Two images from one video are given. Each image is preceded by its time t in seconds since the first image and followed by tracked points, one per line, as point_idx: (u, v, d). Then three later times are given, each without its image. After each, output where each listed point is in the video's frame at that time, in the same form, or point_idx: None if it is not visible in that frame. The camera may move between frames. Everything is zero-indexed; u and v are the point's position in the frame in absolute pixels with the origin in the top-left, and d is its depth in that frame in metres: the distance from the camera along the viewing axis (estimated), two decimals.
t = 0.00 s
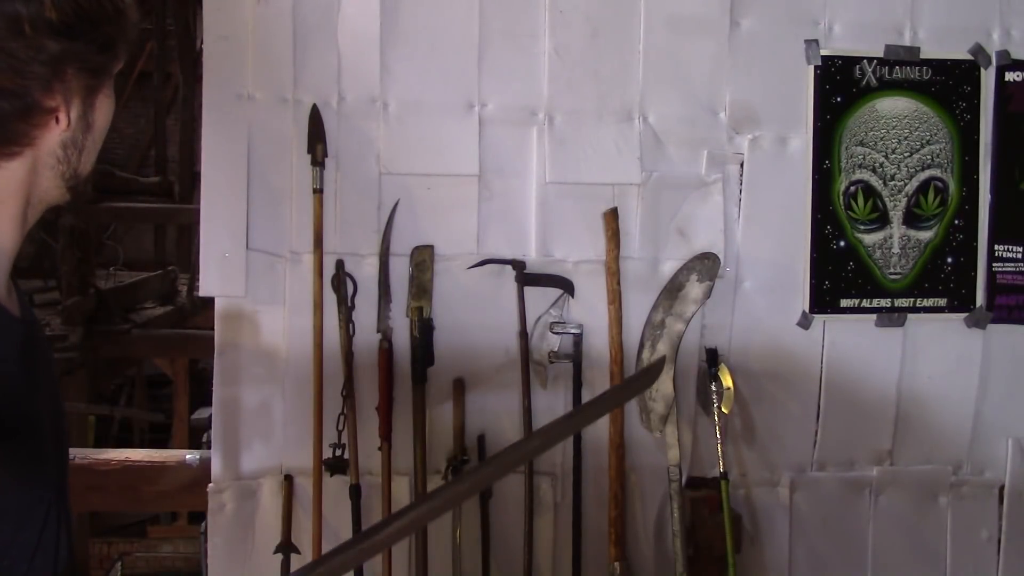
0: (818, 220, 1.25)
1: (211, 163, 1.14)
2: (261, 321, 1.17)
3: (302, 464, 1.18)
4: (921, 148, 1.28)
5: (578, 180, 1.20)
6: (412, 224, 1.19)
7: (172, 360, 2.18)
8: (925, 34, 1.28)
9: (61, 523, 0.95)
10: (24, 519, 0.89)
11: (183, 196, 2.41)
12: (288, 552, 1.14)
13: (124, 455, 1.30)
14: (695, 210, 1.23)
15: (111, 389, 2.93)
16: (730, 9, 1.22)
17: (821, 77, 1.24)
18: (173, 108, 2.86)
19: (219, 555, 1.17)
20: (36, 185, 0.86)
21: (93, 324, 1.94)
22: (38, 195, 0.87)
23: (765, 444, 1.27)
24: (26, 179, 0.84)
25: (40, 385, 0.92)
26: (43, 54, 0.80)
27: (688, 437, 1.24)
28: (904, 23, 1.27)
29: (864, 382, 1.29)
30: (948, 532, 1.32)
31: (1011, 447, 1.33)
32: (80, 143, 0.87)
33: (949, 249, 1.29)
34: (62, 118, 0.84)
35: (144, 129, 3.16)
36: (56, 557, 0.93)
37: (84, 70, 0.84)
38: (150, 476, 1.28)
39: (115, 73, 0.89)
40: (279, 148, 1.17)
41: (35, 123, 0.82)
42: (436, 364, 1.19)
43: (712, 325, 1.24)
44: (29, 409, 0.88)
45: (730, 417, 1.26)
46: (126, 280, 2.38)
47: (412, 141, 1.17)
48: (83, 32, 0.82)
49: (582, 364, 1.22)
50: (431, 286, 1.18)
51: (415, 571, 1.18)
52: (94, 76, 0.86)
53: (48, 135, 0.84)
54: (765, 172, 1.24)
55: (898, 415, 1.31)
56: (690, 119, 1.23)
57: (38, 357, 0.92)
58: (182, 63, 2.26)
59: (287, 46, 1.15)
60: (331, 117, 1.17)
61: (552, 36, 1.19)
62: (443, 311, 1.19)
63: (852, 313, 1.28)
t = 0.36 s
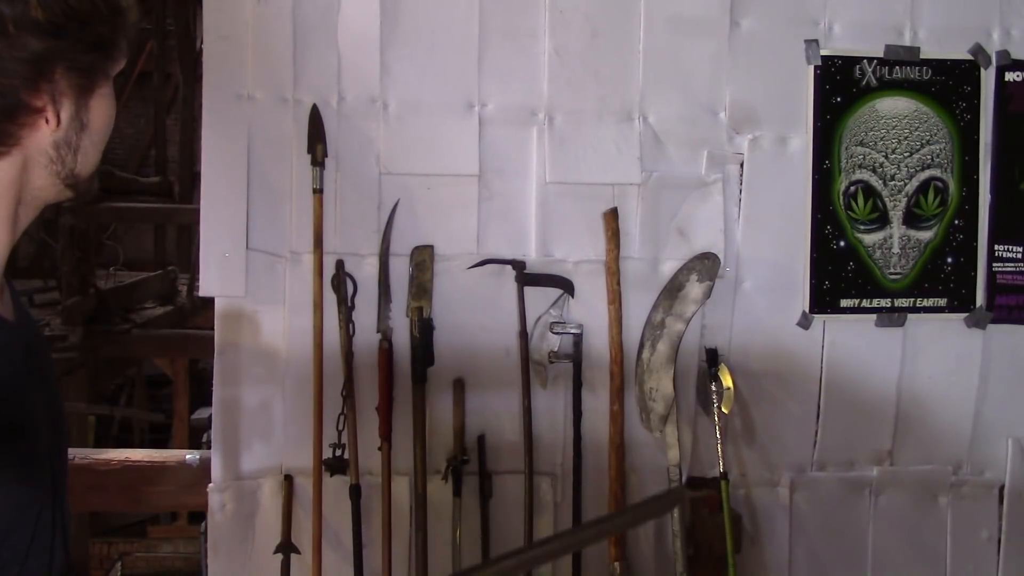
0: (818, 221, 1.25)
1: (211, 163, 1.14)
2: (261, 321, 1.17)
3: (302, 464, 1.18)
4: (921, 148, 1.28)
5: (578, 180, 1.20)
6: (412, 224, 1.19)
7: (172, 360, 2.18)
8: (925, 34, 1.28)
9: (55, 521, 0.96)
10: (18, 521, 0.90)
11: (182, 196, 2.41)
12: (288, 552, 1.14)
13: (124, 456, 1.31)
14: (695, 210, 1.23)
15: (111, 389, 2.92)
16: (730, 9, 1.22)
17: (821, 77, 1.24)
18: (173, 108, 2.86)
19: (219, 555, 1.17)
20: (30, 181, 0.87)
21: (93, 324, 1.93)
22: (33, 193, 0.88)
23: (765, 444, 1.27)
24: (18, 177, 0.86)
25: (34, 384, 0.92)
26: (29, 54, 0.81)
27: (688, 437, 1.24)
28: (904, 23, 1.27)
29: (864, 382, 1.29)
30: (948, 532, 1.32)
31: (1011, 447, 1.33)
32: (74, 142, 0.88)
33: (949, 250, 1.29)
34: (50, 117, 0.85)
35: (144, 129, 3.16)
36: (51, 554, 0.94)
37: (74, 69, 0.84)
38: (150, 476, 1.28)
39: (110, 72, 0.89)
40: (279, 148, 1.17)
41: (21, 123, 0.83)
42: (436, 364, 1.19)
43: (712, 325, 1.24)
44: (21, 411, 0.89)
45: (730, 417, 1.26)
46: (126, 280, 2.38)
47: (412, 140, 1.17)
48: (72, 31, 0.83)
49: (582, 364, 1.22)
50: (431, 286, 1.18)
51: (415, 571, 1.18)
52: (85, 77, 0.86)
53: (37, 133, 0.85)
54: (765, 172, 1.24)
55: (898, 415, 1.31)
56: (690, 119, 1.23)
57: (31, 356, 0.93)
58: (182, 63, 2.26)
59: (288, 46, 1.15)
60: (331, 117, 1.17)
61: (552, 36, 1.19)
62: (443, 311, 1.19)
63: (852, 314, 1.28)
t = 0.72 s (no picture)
0: (818, 221, 1.25)
1: (210, 163, 1.14)
2: (261, 321, 1.17)
3: (302, 464, 1.18)
4: (921, 148, 1.28)
5: (577, 180, 1.20)
6: (412, 224, 1.19)
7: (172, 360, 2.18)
8: (925, 34, 1.28)
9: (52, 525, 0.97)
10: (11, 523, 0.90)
11: (182, 196, 2.41)
12: (288, 552, 1.14)
13: (124, 456, 1.31)
14: (695, 210, 1.23)
15: (112, 389, 2.92)
16: (730, 9, 1.22)
17: (821, 77, 1.24)
18: (173, 108, 2.86)
19: (219, 555, 1.17)
20: (15, 183, 0.88)
21: (93, 324, 1.94)
22: (22, 193, 0.89)
23: (765, 444, 1.27)
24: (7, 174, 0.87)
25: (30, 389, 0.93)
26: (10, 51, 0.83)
27: (688, 437, 1.24)
28: (904, 23, 1.27)
29: (865, 382, 1.29)
30: (948, 532, 1.32)
31: (1011, 447, 1.33)
32: (60, 142, 0.89)
33: (949, 250, 1.29)
34: (32, 116, 0.86)
35: (144, 129, 3.16)
36: (45, 559, 0.94)
37: (57, 69, 0.86)
38: (150, 476, 1.28)
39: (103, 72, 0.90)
40: (278, 147, 1.17)
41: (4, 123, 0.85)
42: (436, 364, 1.19)
43: (712, 325, 1.24)
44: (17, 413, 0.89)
45: (730, 417, 1.26)
46: (127, 280, 2.38)
47: (411, 141, 1.17)
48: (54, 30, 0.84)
49: (582, 364, 1.22)
50: (431, 286, 1.18)
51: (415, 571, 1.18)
52: (70, 76, 0.87)
53: (19, 132, 0.86)
54: (765, 173, 1.24)
55: (898, 415, 1.31)
56: (690, 119, 1.23)
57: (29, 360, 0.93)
58: (182, 63, 2.26)
59: (287, 46, 1.15)
60: (331, 117, 1.17)
61: (552, 36, 1.19)
62: (443, 311, 1.19)
63: (852, 314, 1.28)
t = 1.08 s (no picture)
0: (818, 221, 1.25)
1: (210, 163, 1.14)
2: (261, 321, 1.17)
3: (302, 464, 1.18)
4: (921, 148, 1.28)
5: (577, 180, 1.20)
6: (412, 225, 1.18)
7: (172, 360, 2.18)
8: (925, 34, 1.28)
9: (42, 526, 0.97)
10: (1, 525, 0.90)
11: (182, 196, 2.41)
12: (288, 552, 1.14)
13: (124, 455, 1.30)
14: (695, 209, 1.23)
15: (112, 389, 2.91)
16: (730, 9, 1.22)
17: (821, 77, 1.24)
18: (173, 108, 2.86)
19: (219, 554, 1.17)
20: (3, 186, 0.89)
21: (93, 324, 1.94)
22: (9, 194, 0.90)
23: (765, 444, 1.27)
24: None
25: (22, 391, 0.93)
26: None
27: (688, 437, 1.24)
28: (904, 23, 1.27)
29: (865, 382, 1.29)
30: (948, 532, 1.32)
31: (1011, 447, 1.33)
32: (47, 144, 0.90)
33: (949, 250, 1.29)
34: (17, 118, 0.87)
35: (144, 129, 3.15)
36: (34, 559, 0.94)
37: (44, 71, 0.86)
38: (150, 476, 1.28)
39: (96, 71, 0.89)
40: (278, 148, 1.17)
41: None
42: (436, 364, 1.19)
43: (712, 325, 1.24)
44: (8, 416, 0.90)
45: (730, 417, 1.26)
46: (127, 280, 2.38)
47: (411, 141, 1.17)
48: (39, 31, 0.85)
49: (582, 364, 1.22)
50: (431, 286, 1.18)
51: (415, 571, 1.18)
52: (55, 78, 0.88)
53: (6, 135, 0.87)
54: (765, 173, 1.24)
55: (898, 415, 1.30)
56: (690, 119, 1.23)
57: (21, 362, 0.94)
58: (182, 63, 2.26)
59: (287, 47, 1.15)
60: (331, 117, 1.17)
61: (552, 36, 1.19)
62: (443, 311, 1.19)
63: (852, 314, 1.28)
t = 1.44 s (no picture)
0: (818, 221, 1.25)
1: (210, 163, 1.14)
2: (261, 321, 1.17)
3: (302, 464, 1.18)
4: (921, 148, 1.28)
5: (576, 180, 1.20)
6: (412, 224, 1.19)
7: (172, 360, 2.18)
8: (925, 34, 1.28)
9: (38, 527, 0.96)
10: None
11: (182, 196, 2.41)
12: (288, 552, 1.14)
13: (124, 455, 1.30)
14: (695, 209, 1.23)
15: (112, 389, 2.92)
16: (730, 9, 1.22)
17: (821, 77, 1.24)
18: (173, 108, 2.86)
19: (219, 554, 1.17)
20: None
21: (93, 324, 1.94)
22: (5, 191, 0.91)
23: (765, 444, 1.27)
24: None
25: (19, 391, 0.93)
26: None
27: (688, 437, 1.24)
28: (904, 22, 1.27)
29: (864, 382, 1.29)
30: (948, 532, 1.32)
31: (1011, 447, 1.33)
32: (42, 142, 0.90)
33: (949, 250, 1.29)
34: (12, 117, 0.87)
35: (144, 128, 3.15)
36: (29, 560, 0.94)
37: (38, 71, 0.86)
38: (150, 476, 1.28)
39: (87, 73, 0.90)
40: (278, 148, 1.17)
41: None
42: (436, 364, 1.19)
43: (712, 324, 1.24)
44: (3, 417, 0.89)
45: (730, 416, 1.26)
46: (127, 280, 2.39)
47: (411, 141, 1.17)
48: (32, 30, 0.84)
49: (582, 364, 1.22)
50: (431, 286, 1.18)
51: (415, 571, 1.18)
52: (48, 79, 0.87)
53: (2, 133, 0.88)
54: (765, 173, 1.24)
55: (898, 415, 1.31)
56: (690, 119, 1.23)
57: (17, 362, 0.93)
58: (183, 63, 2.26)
59: (287, 47, 1.15)
60: (330, 117, 1.17)
61: (552, 36, 1.19)
62: (443, 311, 1.19)
63: (852, 314, 1.28)
